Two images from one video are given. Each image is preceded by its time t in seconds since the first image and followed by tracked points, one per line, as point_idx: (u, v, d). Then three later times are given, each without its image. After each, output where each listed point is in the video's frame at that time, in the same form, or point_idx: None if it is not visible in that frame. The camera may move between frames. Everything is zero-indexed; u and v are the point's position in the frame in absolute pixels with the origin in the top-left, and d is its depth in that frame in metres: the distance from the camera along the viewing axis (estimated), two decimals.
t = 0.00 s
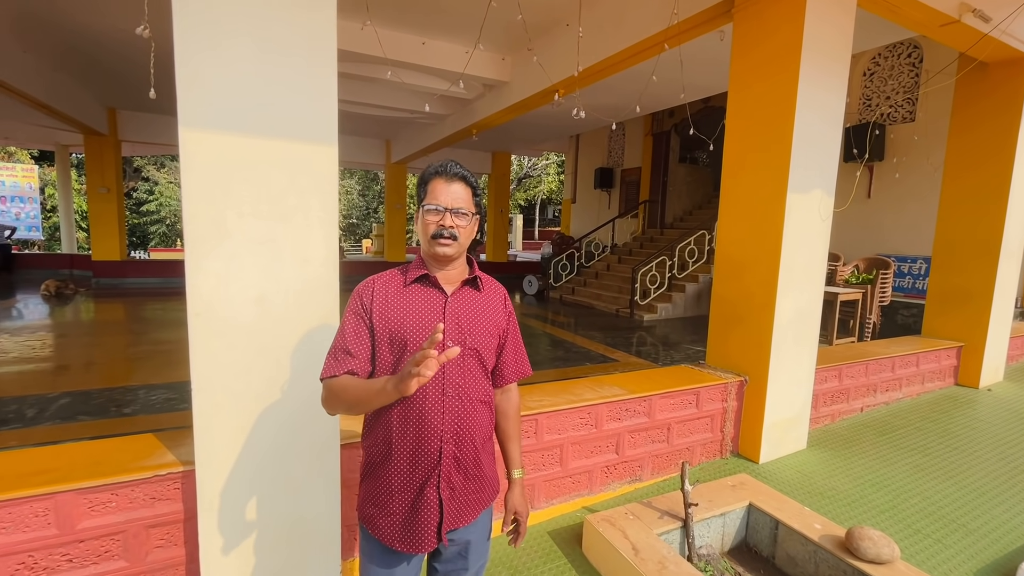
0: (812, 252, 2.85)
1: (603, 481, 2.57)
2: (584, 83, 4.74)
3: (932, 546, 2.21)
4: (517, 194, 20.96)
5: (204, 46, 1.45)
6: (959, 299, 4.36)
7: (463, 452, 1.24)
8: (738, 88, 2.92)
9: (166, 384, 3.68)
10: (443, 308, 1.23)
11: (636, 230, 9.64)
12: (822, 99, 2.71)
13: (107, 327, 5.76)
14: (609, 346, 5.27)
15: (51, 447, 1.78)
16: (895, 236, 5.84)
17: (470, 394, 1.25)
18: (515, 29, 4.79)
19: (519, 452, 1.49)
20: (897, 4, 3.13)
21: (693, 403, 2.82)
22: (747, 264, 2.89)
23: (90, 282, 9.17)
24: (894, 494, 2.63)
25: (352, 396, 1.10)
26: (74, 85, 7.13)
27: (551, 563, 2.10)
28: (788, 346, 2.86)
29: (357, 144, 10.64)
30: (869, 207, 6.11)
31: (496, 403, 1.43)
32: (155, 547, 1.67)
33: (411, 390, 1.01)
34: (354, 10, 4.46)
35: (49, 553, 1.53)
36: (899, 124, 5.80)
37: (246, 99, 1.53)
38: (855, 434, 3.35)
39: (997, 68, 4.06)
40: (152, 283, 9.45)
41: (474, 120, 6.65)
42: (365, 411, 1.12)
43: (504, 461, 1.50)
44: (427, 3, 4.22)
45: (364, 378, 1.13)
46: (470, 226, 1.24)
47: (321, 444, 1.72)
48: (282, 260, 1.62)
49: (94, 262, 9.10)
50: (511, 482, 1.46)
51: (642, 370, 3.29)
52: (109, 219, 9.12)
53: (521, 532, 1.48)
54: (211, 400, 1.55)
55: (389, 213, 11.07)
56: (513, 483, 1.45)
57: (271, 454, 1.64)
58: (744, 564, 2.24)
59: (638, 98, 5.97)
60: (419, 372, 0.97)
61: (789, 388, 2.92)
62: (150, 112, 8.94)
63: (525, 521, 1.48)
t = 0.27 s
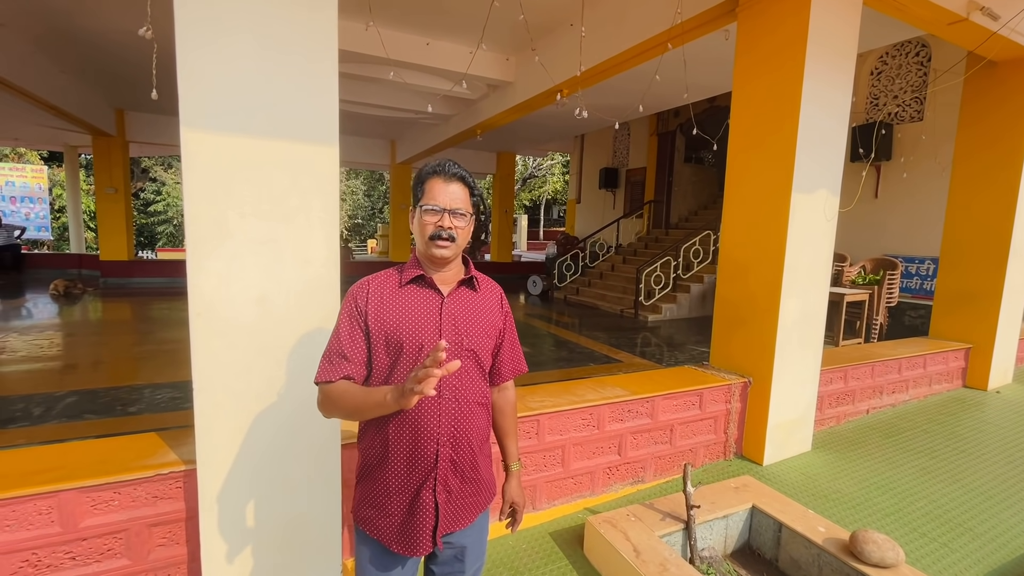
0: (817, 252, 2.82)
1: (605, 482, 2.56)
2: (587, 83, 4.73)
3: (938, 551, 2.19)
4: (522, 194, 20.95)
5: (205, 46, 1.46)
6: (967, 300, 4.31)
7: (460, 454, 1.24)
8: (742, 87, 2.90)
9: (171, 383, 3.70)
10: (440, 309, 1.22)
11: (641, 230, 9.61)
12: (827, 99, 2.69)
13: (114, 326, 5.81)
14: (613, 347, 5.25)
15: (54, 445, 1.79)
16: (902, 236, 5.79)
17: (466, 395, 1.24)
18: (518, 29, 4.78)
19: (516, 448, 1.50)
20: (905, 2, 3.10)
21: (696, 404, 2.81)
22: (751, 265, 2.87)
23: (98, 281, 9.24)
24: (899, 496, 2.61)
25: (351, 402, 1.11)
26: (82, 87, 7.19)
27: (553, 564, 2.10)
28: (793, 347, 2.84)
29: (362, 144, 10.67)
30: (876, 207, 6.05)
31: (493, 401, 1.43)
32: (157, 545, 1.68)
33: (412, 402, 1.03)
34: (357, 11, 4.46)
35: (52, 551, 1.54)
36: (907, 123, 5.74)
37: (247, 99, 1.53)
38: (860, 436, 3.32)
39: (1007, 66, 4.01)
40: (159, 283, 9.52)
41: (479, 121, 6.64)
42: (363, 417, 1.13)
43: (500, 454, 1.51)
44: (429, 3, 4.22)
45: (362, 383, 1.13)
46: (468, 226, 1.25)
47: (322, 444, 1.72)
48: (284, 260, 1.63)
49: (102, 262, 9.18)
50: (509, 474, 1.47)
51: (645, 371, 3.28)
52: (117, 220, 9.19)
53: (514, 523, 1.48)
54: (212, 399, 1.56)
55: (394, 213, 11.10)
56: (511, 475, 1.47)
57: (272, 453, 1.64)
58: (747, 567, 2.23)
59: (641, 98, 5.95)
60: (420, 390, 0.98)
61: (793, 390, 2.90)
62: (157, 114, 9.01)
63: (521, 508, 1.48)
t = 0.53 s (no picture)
0: (822, 252, 2.80)
1: (608, 483, 2.55)
2: (591, 82, 4.72)
3: (944, 554, 2.16)
4: (528, 194, 20.92)
5: (206, 45, 1.47)
6: (976, 300, 4.26)
7: (455, 455, 1.23)
8: (746, 85, 2.88)
9: (176, 381, 3.73)
10: (433, 307, 1.22)
11: (646, 230, 9.58)
12: (833, 97, 2.66)
13: (121, 325, 5.86)
14: (617, 347, 5.23)
15: (59, 442, 1.81)
16: (910, 236, 5.73)
17: (461, 396, 1.24)
18: (521, 29, 4.78)
19: (516, 450, 1.48)
20: None
21: (700, 404, 2.79)
22: (755, 265, 2.85)
23: (106, 281, 9.32)
24: (905, 499, 2.58)
25: (344, 400, 1.10)
26: (90, 88, 7.26)
27: (554, 564, 2.09)
28: (798, 347, 2.81)
29: (367, 145, 10.70)
30: (883, 207, 5.99)
31: (491, 401, 1.43)
32: (159, 542, 1.69)
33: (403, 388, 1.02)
34: (360, 10, 4.47)
35: (56, 547, 1.55)
36: (915, 122, 5.68)
37: (247, 97, 1.54)
38: (867, 438, 3.29)
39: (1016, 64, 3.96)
40: (167, 282, 9.59)
41: (483, 121, 6.64)
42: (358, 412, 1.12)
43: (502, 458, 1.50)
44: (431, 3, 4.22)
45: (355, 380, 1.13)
46: (462, 224, 1.24)
47: (324, 443, 1.73)
48: (285, 259, 1.63)
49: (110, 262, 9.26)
50: (509, 479, 1.45)
51: (648, 371, 3.26)
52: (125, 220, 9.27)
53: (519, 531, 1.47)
54: (213, 397, 1.56)
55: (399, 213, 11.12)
56: (512, 480, 1.45)
57: (273, 451, 1.65)
58: (751, 569, 2.21)
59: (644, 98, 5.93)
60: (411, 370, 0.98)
61: (798, 391, 2.88)
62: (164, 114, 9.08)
63: (524, 516, 1.46)
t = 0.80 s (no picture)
0: (828, 252, 2.78)
1: (610, 482, 2.54)
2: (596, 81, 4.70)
3: (950, 556, 2.14)
4: (533, 194, 20.91)
5: (209, 44, 1.48)
6: (985, 300, 4.22)
7: (448, 457, 1.23)
8: (751, 83, 2.86)
9: (182, 379, 3.75)
10: (426, 307, 1.22)
11: (651, 230, 9.55)
12: (839, 95, 2.64)
13: (129, 323, 5.91)
14: (622, 347, 5.22)
15: (65, 438, 1.82)
16: (918, 236, 5.68)
17: (454, 397, 1.23)
18: (526, 28, 4.78)
19: (515, 456, 1.46)
20: None
21: (703, 404, 2.78)
22: (759, 265, 2.83)
23: (114, 279, 9.41)
24: (911, 500, 2.56)
25: (330, 401, 1.11)
26: (99, 88, 7.33)
27: (556, 563, 2.09)
28: (803, 347, 2.79)
29: (373, 144, 10.73)
30: (891, 207, 5.94)
31: (490, 403, 1.41)
32: (163, 538, 1.70)
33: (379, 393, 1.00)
34: (363, 10, 4.48)
35: (60, 541, 1.57)
36: (923, 121, 5.63)
37: (250, 96, 1.54)
38: (873, 439, 3.26)
39: None
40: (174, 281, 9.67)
41: (488, 120, 6.65)
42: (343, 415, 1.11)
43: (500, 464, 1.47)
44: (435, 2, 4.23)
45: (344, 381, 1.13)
46: (455, 220, 1.24)
47: (326, 440, 1.74)
48: (287, 257, 1.64)
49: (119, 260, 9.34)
50: (506, 487, 1.42)
51: (652, 371, 3.25)
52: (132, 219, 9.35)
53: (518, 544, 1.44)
54: (216, 394, 1.57)
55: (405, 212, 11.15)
56: (508, 488, 1.42)
57: (276, 449, 1.66)
58: (754, 570, 2.20)
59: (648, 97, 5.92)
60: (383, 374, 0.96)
61: (803, 391, 2.86)
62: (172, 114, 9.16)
63: (519, 531, 1.43)
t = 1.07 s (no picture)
0: (833, 252, 2.76)
1: (612, 482, 2.53)
2: (600, 80, 4.69)
3: (956, 559, 2.12)
4: (538, 194, 20.89)
5: (212, 43, 1.48)
6: (993, 301, 4.18)
7: (435, 463, 1.20)
8: (757, 82, 2.84)
9: (187, 377, 3.77)
10: (414, 306, 1.21)
11: (656, 230, 9.51)
12: (845, 94, 2.62)
13: (135, 321, 5.95)
14: (625, 347, 5.20)
15: (70, 434, 1.84)
16: (926, 236, 5.63)
17: (442, 399, 1.20)
18: (530, 28, 4.78)
19: (516, 463, 1.44)
20: None
21: (707, 405, 2.76)
22: (764, 265, 2.81)
23: (121, 278, 9.48)
24: (917, 503, 2.53)
25: (313, 402, 1.12)
26: (106, 88, 7.40)
27: (557, 563, 2.09)
28: (807, 348, 2.77)
29: (377, 144, 10.76)
30: (898, 207, 5.89)
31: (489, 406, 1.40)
32: (165, 534, 1.71)
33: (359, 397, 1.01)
34: (366, 9, 4.49)
35: (64, 537, 1.58)
36: (931, 120, 5.58)
37: (253, 94, 1.55)
38: (879, 441, 3.23)
39: None
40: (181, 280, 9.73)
41: (492, 120, 6.65)
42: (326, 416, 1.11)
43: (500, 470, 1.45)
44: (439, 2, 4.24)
45: (329, 381, 1.14)
46: (447, 218, 1.24)
47: (329, 438, 1.75)
48: (289, 255, 1.64)
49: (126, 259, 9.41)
50: (505, 494, 1.40)
51: (655, 371, 3.24)
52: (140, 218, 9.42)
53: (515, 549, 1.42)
54: (219, 391, 1.58)
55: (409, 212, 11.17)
56: (508, 495, 1.40)
57: (278, 446, 1.67)
58: (757, 572, 2.18)
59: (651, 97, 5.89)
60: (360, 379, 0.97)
61: (808, 393, 2.84)
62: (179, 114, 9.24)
63: (519, 538, 1.41)
